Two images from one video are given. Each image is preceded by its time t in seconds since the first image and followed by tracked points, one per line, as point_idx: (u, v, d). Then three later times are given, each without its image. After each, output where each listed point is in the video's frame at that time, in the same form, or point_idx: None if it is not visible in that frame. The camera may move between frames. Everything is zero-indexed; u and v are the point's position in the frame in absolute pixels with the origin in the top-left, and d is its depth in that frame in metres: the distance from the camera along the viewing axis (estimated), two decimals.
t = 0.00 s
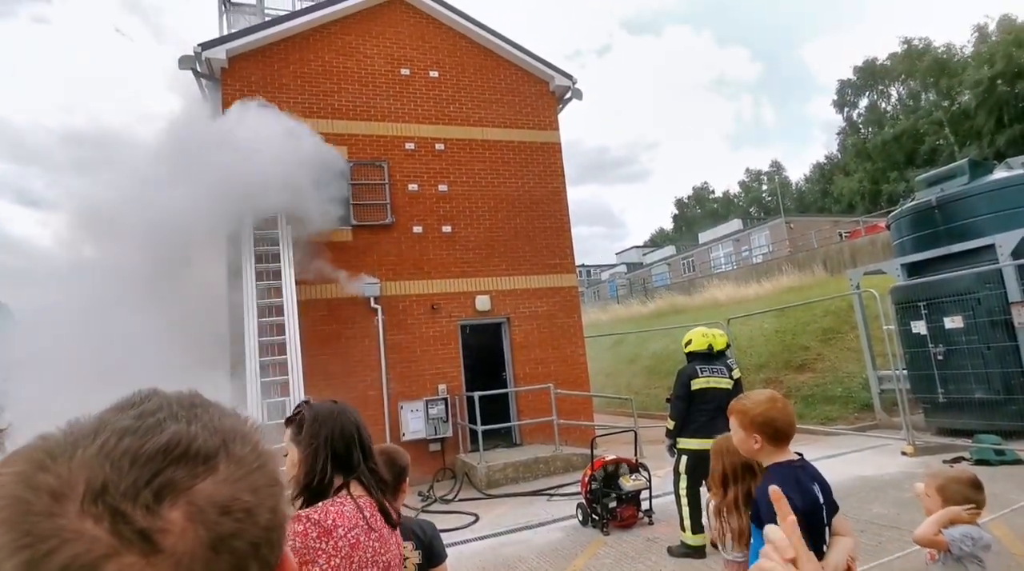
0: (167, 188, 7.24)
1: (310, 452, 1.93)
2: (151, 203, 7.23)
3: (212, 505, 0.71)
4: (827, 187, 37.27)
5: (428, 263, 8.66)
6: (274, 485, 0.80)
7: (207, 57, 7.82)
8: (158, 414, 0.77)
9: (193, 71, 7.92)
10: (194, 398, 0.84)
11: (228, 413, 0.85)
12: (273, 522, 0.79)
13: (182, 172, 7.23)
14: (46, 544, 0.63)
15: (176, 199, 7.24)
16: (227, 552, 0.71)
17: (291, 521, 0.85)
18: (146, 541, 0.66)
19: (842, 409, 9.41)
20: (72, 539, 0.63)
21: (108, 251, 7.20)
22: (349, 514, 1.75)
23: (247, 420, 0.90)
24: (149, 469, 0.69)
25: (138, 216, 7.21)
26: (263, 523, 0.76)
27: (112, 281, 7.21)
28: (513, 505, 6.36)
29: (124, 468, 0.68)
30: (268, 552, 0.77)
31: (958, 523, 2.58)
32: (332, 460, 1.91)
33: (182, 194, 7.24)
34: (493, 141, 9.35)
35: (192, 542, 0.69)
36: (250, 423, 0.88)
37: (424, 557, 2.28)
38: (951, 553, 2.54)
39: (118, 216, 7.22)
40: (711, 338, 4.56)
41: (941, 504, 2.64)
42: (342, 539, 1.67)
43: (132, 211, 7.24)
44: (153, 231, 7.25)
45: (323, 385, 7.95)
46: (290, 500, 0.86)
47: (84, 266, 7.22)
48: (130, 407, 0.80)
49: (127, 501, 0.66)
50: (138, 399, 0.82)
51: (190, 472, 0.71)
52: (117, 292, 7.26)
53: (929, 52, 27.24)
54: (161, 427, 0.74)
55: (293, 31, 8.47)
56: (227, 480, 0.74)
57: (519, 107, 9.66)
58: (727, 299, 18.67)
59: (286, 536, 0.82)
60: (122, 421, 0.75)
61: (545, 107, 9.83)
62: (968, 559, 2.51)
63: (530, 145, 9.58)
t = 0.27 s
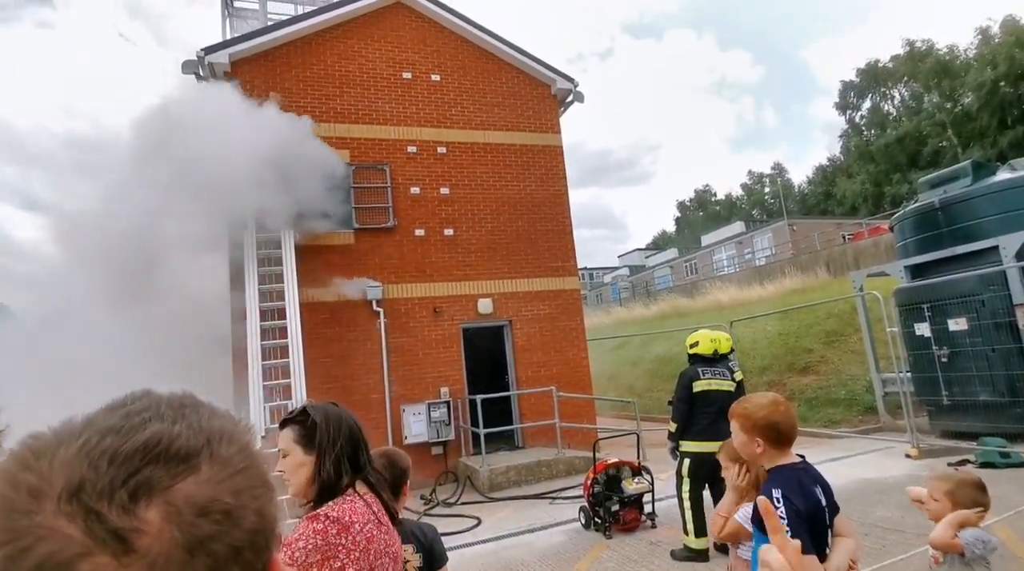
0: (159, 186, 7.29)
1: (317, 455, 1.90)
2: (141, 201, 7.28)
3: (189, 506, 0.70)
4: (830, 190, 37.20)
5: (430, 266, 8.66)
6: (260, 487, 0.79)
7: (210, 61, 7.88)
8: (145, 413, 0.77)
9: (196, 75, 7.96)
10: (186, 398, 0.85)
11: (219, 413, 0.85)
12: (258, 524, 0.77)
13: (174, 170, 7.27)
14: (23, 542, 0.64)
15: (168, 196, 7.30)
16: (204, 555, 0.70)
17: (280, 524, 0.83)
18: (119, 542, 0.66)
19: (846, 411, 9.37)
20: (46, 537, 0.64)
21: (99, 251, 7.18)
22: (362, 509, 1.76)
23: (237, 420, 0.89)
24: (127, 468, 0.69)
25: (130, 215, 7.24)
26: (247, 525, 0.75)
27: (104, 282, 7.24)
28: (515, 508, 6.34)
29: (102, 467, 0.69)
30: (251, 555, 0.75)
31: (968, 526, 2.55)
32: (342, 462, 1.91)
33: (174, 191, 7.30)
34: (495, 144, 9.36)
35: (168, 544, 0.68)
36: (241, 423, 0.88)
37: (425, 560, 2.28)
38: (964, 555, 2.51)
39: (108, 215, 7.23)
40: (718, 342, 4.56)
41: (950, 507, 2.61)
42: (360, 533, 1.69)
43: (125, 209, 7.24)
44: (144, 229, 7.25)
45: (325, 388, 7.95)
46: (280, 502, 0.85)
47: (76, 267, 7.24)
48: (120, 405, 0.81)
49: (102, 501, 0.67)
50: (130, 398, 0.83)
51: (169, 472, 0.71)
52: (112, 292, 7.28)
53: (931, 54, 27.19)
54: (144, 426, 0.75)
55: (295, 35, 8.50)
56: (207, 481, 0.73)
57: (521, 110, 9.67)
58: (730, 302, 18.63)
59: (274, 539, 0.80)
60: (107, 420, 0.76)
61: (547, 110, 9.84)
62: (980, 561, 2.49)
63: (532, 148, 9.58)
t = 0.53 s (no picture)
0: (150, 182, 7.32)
1: (313, 466, 1.88)
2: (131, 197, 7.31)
3: (177, 496, 0.71)
4: (834, 193, 37.11)
5: (433, 269, 8.67)
6: (250, 481, 0.79)
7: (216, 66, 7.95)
8: (139, 406, 0.79)
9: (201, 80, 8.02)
10: (182, 393, 0.86)
11: (214, 408, 0.87)
12: (247, 518, 0.77)
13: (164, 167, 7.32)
14: (8, 526, 0.63)
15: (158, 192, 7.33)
16: (190, 546, 0.70)
17: (270, 520, 0.83)
18: (104, 529, 0.66)
19: (851, 415, 9.33)
20: (33, 521, 0.63)
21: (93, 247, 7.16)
22: (376, 505, 1.84)
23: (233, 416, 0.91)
24: (115, 455, 0.70)
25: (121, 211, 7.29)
26: (235, 518, 0.75)
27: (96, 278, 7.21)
28: (518, 511, 6.33)
29: (91, 454, 0.69)
30: (238, 549, 0.75)
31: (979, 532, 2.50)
32: (340, 468, 1.90)
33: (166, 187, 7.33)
34: (498, 148, 9.37)
35: (152, 532, 0.68)
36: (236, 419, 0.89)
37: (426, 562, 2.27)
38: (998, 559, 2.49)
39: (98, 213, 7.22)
40: (721, 345, 4.59)
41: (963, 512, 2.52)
42: (379, 528, 1.77)
43: (116, 206, 7.32)
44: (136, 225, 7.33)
45: (329, 391, 7.95)
46: (272, 498, 0.85)
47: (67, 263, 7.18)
48: (115, 399, 0.82)
49: (89, 487, 0.67)
50: (126, 393, 0.85)
51: (158, 461, 0.72)
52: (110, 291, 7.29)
53: (935, 56, 27.15)
54: (136, 417, 0.76)
55: (299, 40, 8.54)
56: (195, 471, 0.73)
57: (525, 114, 9.69)
58: (734, 305, 18.59)
59: (263, 534, 0.80)
60: (101, 412, 0.77)
61: (550, 114, 9.86)
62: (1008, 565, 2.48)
63: (536, 152, 9.59)
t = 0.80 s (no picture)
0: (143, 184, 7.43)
1: (320, 470, 1.88)
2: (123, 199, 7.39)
3: (186, 496, 0.71)
4: (839, 196, 37.00)
5: (437, 275, 8.69)
6: (259, 482, 0.79)
7: (222, 75, 8.02)
8: (150, 406, 0.81)
9: (207, 90, 8.09)
10: (193, 394, 0.88)
11: (225, 409, 0.88)
12: (257, 518, 0.77)
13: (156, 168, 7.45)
14: (22, 527, 0.65)
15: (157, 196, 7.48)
16: (199, 547, 0.71)
17: (280, 521, 0.84)
18: (114, 529, 0.67)
19: (859, 419, 9.27)
20: (44, 522, 0.65)
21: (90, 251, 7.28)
22: (387, 509, 1.86)
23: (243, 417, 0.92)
24: (125, 456, 0.71)
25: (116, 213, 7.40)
26: (244, 518, 0.75)
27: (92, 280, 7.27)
28: (524, 517, 6.31)
29: (101, 455, 0.71)
30: (248, 549, 0.76)
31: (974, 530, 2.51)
32: (348, 473, 1.90)
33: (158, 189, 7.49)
34: (502, 154, 9.40)
35: (162, 533, 0.69)
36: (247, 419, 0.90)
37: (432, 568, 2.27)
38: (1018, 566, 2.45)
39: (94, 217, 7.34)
40: (727, 349, 4.59)
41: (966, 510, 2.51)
42: (392, 532, 1.80)
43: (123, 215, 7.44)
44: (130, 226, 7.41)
45: (334, 398, 7.97)
46: (282, 499, 0.85)
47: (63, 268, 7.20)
48: (128, 400, 0.84)
49: (99, 487, 0.68)
50: (139, 394, 0.87)
51: (167, 462, 0.73)
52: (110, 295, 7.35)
53: (939, 58, 27.07)
54: (147, 417, 0.78)
55: (304, 49, 8.61)
56: (204, 471, 0.74)
57: (528, 120, 9.72)
58: (740, 309, 18.54)
59: (273, 535, 0.80)
60: (113, 413, 0.79)
61: (553, 119, 9.88)
62: None
63: (539, 157, 9.62)
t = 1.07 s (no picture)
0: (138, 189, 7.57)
1: (336, 474, 1.88)
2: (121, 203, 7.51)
3: (231, 527, 0.71)
4: (843, 198, 36.90)
5: (443, 281, 8.68)
6: (298, 505, 0.79)
7: (227, 83, 8.05)
8: (181, 426, 0.76)
9: (212, 97, 8.12)
10: (221, 410, 0.83)
11: (253, 425, 0.84)
12: (298, 543, 0.78)
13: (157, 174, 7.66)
14: (64, 564, 0.63)
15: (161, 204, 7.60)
16: None
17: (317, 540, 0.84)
18: (160, 564, 0.66)
19: (867, 422, 9.21)
20: (87, 559, 0.64)
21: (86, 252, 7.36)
22: (403, 517, 1.84)
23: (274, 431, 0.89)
24: (165, 487, 0.68)
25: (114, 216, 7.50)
26: (286, 544, 0.76)
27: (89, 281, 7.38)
28: (532, 523, 6.28)
29: (140, 486, 0.67)
30: None
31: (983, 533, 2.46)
32: (363, 479, 1.89)
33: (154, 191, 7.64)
34: (506, 159, 9.40)
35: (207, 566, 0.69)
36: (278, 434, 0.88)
37: None
38: None
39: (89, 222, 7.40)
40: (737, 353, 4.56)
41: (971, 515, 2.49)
42: (408, 540, 1.77)
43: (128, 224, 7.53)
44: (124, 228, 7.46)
45: (341, 404, 7.96)
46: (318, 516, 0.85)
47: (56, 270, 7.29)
48: (152, 420, 0.79)
49: (141, 522, 0.66)
50: (161, 412, 0.82)
51: (209, 492, 0.70)
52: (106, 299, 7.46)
53: (942, 60, 27.05)
54: (181, 441, 0.73)
55: (309, 55, 8.63)
56: (247, 500, 0.73)
57: (532, 125, 9.72)
58: (745, 312, 18.47)
59: (312, 556, 0.81)
60: (142, 435, 0.74)
61: (557, 124, 9.89)
62: None
63: (544, 162, 9.62)
